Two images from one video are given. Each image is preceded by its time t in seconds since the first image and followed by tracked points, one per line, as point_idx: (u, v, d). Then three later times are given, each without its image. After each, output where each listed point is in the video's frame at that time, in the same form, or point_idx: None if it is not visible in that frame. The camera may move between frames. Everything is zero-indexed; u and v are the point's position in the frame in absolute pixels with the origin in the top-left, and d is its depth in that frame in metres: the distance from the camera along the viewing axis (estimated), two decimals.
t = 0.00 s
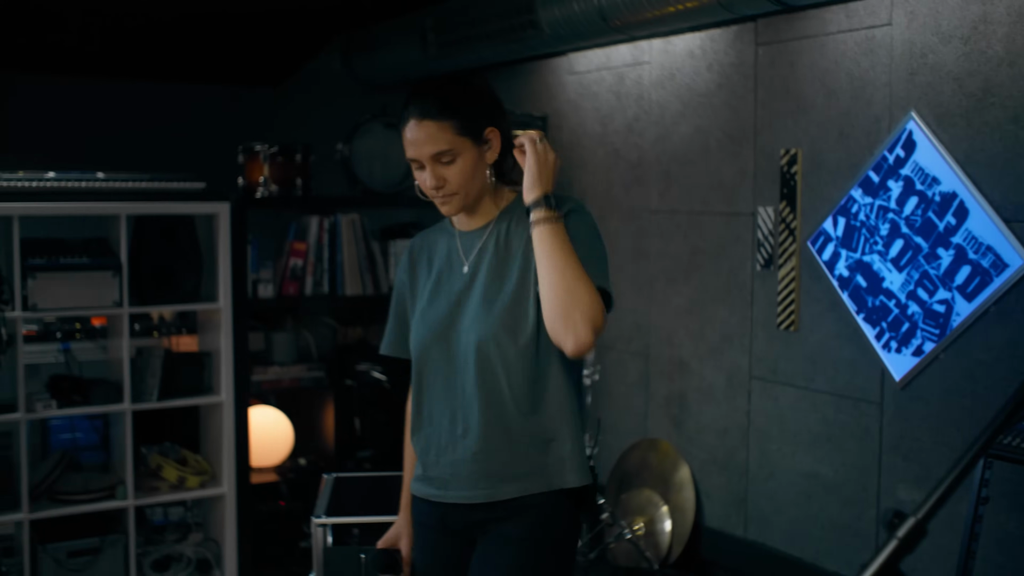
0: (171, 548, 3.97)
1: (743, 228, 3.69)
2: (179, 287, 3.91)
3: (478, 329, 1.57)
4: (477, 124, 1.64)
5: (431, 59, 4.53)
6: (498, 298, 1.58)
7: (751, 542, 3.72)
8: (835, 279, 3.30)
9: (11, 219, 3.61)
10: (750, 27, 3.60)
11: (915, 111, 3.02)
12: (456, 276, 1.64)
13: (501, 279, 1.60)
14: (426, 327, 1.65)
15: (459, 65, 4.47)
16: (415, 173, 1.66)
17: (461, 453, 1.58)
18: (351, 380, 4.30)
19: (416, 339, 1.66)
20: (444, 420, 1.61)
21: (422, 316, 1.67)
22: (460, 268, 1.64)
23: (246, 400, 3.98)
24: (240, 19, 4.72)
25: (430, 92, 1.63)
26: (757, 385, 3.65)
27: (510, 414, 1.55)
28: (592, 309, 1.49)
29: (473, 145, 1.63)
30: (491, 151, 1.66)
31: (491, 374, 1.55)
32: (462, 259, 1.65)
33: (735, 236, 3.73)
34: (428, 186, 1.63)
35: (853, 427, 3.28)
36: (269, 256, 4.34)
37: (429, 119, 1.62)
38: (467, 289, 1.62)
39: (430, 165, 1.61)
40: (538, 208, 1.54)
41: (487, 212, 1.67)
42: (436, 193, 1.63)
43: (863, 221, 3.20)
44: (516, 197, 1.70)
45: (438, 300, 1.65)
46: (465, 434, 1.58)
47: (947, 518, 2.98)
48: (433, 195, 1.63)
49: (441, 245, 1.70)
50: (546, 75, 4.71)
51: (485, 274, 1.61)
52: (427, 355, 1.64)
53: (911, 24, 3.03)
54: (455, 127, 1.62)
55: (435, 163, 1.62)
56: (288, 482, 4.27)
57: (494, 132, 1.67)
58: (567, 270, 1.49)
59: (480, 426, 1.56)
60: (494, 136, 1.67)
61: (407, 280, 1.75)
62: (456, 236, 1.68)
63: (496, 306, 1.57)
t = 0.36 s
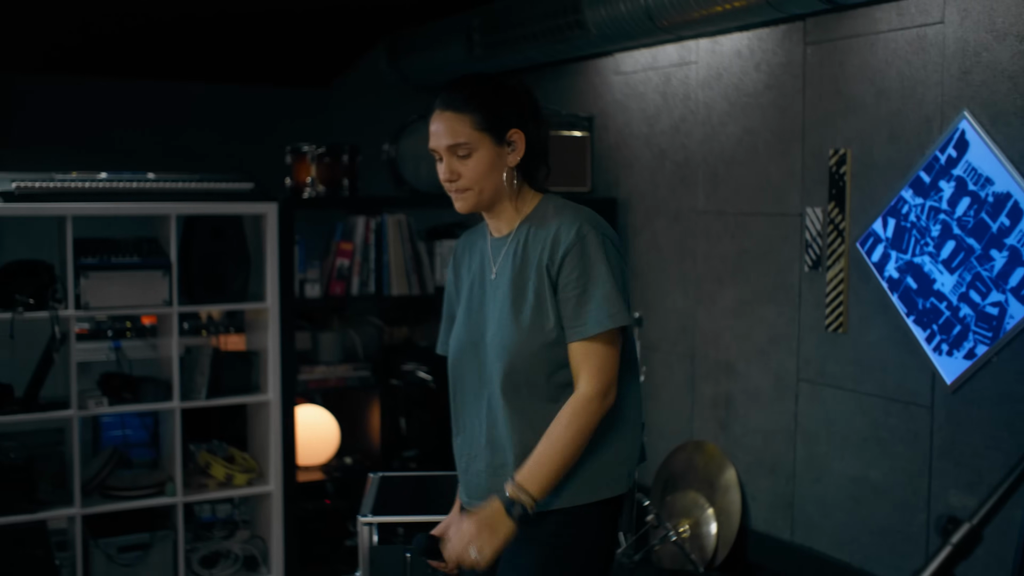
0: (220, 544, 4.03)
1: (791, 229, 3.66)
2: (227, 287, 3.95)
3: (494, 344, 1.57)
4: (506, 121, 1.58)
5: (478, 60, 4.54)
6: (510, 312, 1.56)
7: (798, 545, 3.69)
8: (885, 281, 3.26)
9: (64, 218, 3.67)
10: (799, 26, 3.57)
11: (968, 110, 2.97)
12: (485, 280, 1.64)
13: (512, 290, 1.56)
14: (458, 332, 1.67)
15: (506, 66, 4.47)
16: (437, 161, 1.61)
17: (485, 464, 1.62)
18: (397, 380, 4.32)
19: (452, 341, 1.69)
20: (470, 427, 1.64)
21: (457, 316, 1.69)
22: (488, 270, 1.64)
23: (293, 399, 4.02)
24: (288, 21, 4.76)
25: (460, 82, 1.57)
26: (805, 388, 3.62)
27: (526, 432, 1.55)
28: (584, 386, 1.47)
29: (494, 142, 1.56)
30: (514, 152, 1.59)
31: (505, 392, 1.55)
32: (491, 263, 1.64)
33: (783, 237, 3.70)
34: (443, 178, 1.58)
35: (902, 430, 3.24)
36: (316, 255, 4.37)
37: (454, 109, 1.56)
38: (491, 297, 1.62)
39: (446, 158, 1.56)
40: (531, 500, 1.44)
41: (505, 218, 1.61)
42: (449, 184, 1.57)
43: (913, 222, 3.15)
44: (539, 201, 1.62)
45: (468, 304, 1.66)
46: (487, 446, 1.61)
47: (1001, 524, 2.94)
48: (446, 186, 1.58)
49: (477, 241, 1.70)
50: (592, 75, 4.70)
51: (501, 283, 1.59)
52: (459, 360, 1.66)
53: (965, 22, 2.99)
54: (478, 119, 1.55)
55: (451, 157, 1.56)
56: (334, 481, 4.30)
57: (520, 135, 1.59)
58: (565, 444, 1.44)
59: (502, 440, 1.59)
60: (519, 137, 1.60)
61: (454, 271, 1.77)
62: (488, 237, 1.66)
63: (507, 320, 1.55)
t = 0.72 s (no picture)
0: (261, 542, 4.06)
1: (834, 230, 3.63)
2: (270, 287, 3.98)
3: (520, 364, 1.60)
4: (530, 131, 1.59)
5: (519, 61, 4.55)
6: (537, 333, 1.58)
7: (841, 550, 3.65)
8: (930, 283, 3.22)
9: (110, 218, 3.73)
10: (843, 25, 3.53)
11: (1016, 109, 2.92)
12: (507, 296, 1.66)
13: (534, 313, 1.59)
14: (478, 346, 1.69)
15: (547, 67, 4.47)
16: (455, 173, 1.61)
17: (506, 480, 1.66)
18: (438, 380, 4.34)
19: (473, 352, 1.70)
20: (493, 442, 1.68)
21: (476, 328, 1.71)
22: (510, 286, 1.65)
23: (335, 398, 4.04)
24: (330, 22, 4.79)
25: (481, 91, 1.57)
26: (848, 391, 3.59)
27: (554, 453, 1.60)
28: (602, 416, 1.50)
29: (517, 155, 1.57)
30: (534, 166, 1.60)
31: (534, 412, 1.59)
32: (515, 279, 1.65)
33: (826, 238, 3.67)
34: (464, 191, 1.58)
35: (949, 435, 3.20)
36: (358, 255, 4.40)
37: (474, 120, 1.56)
38: (517, 314, 1.63)
39: (468, 170, 1.56)
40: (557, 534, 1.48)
41: (527, 231, 1.63)
42: (469, 198, 1.57)
43: (959, 223, 3.12)
44: (562, 214, 1.64)
45: (489, 317, 1.68)
46: (515, 463, 1.64)
47: None
48: (468, 199, 1.58)
49: (497, 251, 1.71)
50: (634, 76, 4.69)
51: (527, 302, 1.61)
52: (480, 373, 1.68)
53: (1013, 20, 2.94)
54: (501, 133, 1.55)
55: (474, 169, 1.56)
56: (374, 480, 4.31)
57: (543, 146, 1.61)
58: (582, 474, 1.48)
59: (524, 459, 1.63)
60: (542, 149, 1.61)
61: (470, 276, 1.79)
62: (508, 251, 1.67)
63: (534, 342, 1.58)
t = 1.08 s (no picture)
0: (296, 546, 4.08)
1: (872, 236, 3.60)
2: (307, 293, 4.00)
3: (533, 367, 1.62)
4: (595, 125, 1.66)
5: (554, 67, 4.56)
6: (556, 334, 1.61)
7: (879, 559, 3.61)
8: (970, 290, 3.14)
9: (149, 223, 3.78)
10: (882, 29, 3.50)
11: None
12: (510, 296, 1.68)
13: (552, 319, 1.62)
14: (471, 345, 1.68)
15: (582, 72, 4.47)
16: (517, 151, 1.62)
17: (503, 486, 1.67)
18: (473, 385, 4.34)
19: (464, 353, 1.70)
20: (485, 442, 1.68)
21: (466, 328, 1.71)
22: (517, 283, 1.68)
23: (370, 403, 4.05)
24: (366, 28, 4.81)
25: (559, 74, 1.61)
26: (886, 398, 3.56)
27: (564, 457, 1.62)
28: (665, 425, 1.58)
29: (586, 146, 1.63)
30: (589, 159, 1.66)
31: (550, 413, 1.60)
32: (523, 276, 1.67)
33: (864, 244, 3.64)
34: (536, 171, 1.60)
35: (990, 444, 3.15)
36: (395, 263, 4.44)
37: (553, 102, 1.60)
38: (525, 315, 1.66)
39: (547, 148, 1.59)
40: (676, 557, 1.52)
41: (560, 223, 1.68)
42: (540, 177, 1.60)
43: (1001, 229, 3.02)
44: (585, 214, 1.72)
45: (485, 315, 1.68)
46: (516, 464, 1.65)
47: None
48: (537, 178, 1.60)
49: (496, 246, 1.73)
50: (670, 81, 4.68)
51: (542, 303, 1.64)
52: (474, 371, 1.68)
53: None
54: (580, 119, 1.61)
55: (551, 150, 1.60)
56: (409, 485, 4.31)
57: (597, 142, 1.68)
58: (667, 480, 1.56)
59: (528, 459, 1.65)
60: (596, 145, 1.68)
61: (450, 270, 1.79)
62: (516, 243, 1.70)
63: (553, 343, 1.60)
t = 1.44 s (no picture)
0: (324, 551, 4.08)
1: (903, 243, 3.57)
2: (335, 299, 4.01)
3: (569, 369, 1.69)
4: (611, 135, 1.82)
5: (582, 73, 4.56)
6: (595, 338, 1.69)
7: (909, 568, 3.58)
8: (1002, 297, 3.15)
9: (179, 230, 3.80)
10: (912, 35, 3.48)
11: None
12: (536, 302, 1.73)
13: (583, 331, 1.70)
14: (498, 352, 1.73)
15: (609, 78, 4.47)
16: (567, 151, 1.73)
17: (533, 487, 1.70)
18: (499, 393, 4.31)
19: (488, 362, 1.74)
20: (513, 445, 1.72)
21: (484, 337, 1.75)
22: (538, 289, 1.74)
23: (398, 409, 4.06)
24: (394, 35, 4.82)
25: (598, 82, 1.78)
26: (917, 407, 3.53)
27: (604, 453, 1.70)
28: (678, 427, 1.75)
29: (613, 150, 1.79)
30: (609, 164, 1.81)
31: (591, 411, 1.68)
32: (544, 281, 1.74)
33: (894, 251, 3.61)
34: (585, 164, 1.72)
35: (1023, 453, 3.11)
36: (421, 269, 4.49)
37: (596, 104, 1.76)
38: (553, 320, 1.72)
39: (599, 144, 1.73)
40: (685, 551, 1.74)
41: (580, 226, 1.78)
42: (594, 173, 1.71)
43: None
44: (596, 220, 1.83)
45: (513, 319, 1.74)
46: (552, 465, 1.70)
47: None
48: (593, 174, 1.71)
49: (509, 256, 1.78)
50: (698, 87, 4.66)
51: (576, 309, 1.72)
52: (500, 376, 1.73)
53: None
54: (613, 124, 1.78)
55: (599, 145, 1.73)
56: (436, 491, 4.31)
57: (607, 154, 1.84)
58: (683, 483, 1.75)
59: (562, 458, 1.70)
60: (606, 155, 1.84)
61: (455, 280, 1.81)
62: (532, 250, 1.77)
63: (594, 347, 1.69)
